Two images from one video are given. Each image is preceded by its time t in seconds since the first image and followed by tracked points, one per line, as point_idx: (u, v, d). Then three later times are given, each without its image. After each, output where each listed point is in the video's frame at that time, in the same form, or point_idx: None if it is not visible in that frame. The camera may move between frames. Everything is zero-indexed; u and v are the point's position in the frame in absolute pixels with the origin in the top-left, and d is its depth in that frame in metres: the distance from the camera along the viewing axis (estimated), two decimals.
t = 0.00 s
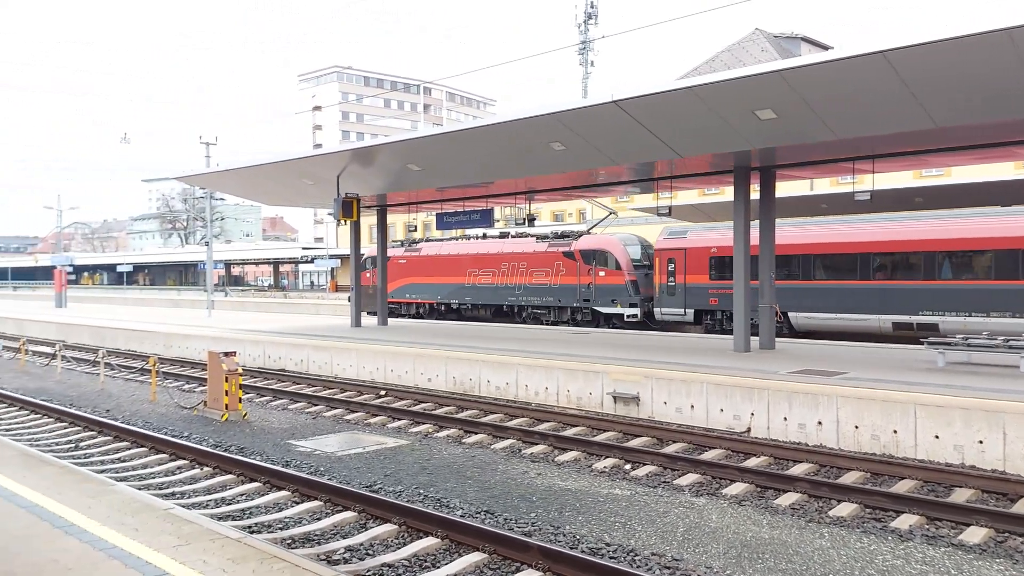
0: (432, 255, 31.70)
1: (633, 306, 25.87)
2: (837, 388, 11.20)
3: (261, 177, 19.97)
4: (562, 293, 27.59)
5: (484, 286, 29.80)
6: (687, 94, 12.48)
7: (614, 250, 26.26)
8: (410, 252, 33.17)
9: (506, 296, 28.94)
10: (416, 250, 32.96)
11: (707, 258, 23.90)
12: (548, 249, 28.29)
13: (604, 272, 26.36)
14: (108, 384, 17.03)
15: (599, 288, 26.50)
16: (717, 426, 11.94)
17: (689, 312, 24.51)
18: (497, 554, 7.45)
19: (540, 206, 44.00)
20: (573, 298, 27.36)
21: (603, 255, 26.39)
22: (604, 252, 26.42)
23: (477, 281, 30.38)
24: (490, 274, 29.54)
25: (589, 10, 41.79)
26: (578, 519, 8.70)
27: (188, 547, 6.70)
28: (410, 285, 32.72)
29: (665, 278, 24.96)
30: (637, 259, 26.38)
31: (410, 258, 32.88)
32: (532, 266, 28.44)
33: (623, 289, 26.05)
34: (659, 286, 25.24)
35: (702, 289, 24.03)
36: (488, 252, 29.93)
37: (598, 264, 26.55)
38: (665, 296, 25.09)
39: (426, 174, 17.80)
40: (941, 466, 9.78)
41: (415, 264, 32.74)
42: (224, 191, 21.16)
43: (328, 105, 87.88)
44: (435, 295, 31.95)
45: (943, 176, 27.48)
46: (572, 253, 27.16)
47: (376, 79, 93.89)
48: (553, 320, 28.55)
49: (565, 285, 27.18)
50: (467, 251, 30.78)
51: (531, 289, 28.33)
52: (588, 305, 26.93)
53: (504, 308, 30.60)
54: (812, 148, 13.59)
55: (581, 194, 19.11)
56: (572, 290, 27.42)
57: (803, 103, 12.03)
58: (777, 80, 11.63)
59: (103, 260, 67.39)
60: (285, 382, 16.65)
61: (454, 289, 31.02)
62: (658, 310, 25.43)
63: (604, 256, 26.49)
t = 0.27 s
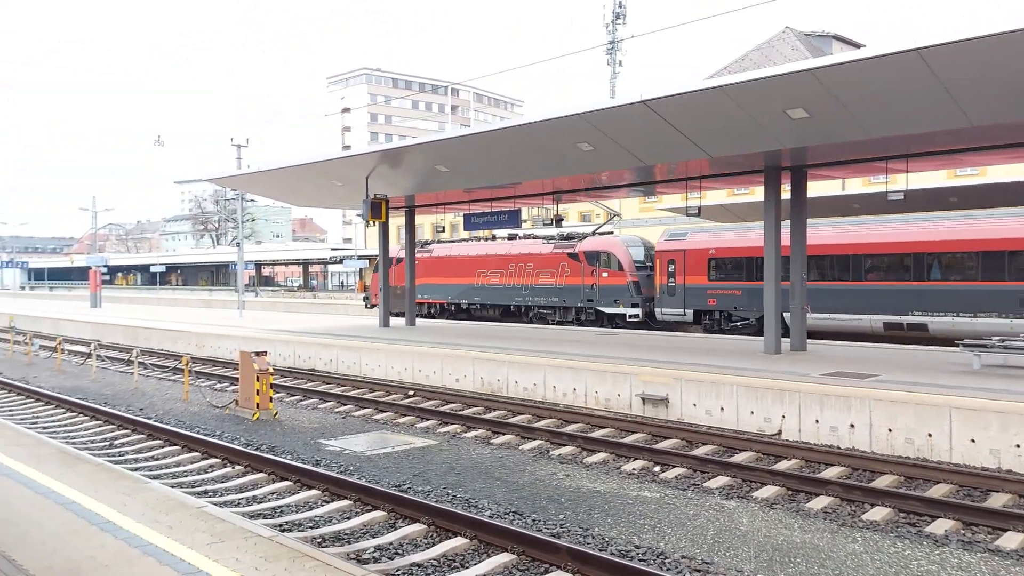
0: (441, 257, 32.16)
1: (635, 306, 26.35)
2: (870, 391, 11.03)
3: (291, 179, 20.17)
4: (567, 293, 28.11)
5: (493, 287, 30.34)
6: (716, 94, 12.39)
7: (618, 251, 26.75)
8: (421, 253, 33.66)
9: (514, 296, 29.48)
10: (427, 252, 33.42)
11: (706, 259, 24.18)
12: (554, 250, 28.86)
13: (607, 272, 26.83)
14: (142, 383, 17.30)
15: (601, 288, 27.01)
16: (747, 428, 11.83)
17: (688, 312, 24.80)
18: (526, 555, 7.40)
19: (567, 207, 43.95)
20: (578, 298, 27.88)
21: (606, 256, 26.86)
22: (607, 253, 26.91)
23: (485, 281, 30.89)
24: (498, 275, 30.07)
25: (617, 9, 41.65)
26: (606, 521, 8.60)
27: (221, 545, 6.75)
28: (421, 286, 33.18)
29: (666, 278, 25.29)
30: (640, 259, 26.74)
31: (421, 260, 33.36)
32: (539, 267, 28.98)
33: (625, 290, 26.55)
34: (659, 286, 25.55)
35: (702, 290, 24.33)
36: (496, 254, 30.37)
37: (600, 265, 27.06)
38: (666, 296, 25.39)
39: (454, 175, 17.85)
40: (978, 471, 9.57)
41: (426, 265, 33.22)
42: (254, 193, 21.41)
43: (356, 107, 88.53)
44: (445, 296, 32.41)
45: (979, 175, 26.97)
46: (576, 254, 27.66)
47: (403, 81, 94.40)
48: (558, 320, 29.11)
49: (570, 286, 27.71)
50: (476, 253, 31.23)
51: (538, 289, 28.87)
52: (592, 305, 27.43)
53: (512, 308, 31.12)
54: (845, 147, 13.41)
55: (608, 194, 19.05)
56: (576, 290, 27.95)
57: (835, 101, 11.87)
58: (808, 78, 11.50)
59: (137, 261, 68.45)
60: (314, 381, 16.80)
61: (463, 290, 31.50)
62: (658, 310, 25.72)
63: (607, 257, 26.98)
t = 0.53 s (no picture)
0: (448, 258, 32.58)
1: (633, 306, 26.70)
2: (898, 393, 10.88)
3: (315, 180, 20.33)
4: (567, 293, 28.48)
5: (495, 287, 30.76)
6: (740, 93, 12.30)
7: (617, 252, 27.10)
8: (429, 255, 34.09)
9: (516, 296, 29.89)
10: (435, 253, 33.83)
11: (700, 260, 24.55)
12: (555, 251, 29.26)
13: (606, 273, 27.21)
14: (170, 382, 17.52)
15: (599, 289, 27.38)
16: (772, 430, 11.72)
17: (683, 312, 25.15)
18: (549, 556, 7.35)
19: (590, 208, 43.90)
20: (578, 298, 28.26)
21: (604, 257, 27.25)
22: (605, 254, 27.32)
23: (489, 282, 31.36)
24: (501, 276, 30.50)
25: (640, 10, 41.54)
26: (630, 522, 8.50)
27: (247, 543, 6.78)
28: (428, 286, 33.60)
29: (661, 279, 25.62)
30: (638, 261, 27.13)
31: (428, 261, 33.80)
32: (541, 268, 29.38)
33: (623, 291, 26.88)
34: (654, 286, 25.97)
35: (696, 290, 24.65)
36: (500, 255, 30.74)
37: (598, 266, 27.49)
38: (662, 296, 25.70)
39: (477, 176, 17.88)
40: (1009, 475, 9.38)
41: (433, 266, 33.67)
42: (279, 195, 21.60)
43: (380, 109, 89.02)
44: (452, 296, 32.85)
45: (1009, 175, 26.54)
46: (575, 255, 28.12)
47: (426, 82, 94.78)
48: (558, 320, 29.51)
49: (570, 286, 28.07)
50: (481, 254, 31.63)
51: (539, 289, 29.27)
52: (592, 305, 27.80)
53: (516, 308, 31.50)
54: (872, 147, 13.24)
55: (631, 194, 18.98)
56: (577, 291, 28.32)
57: (862, 100, 11.72)
58: (835, 77, 11.38)
59: (165, 262, 69.28)
60: (339, 381, 16.91)
61: (468, 290, 31.91)
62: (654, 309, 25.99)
63: (607, 258, 27.37)
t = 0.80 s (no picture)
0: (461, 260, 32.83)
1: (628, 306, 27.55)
2: (922, 395, 10.75)
3: (336, 181, 20.48)
4: (566, 293, 29.30)
5: (497, 287, 31.63)
6: (762, 92, 12.22)
7: (613, 253, 28.02)
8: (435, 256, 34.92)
9: (516, 296, 30.77)
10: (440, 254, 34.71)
11: (692, 261, 25.07)
12: (554, 253, 30.07)
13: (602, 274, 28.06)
14: (193, 382, 17.70)
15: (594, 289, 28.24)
16: (794, 432, 11.63)
17: (675, 312, 25.62)
18: (569, 557, 7.32)
19: (609, 208, 43.82)
20: (576, 299, 29.08)
21: (600, 258, 28.13)
22: (603, 255, 28.21)
23: (491, 283, 32.22)
24: (502, 276, 31.35)
25: (661, 9, 41.40)
26: (650, 524, 8.45)
27: (270, 543, 6.83)
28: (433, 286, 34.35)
29: (655, 280, 26.12)
30: (633, 263, 28.06)
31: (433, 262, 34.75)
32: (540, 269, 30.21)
33: (619, 291, 27.74)
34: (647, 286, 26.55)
35: (688, 290, 25.14)
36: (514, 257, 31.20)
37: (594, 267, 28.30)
38: (656, 296, 26.20)
39: (497, 177, 17.90)
40: None
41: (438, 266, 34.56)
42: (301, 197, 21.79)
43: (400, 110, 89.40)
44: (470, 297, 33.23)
45: None
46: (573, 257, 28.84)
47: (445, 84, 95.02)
48: (558, 319, 30.36)
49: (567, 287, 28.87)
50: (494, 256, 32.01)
51: (539, 290, 30.10)
52: (588, 305, 28.64)
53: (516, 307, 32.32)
54: (896, 147, 13.10)
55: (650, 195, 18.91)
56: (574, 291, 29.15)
57: (886, 98, 11.59)
58: (858, 76, 11.28)
59: (188, 263, 69.95)
60: (359, 381, 17.01)
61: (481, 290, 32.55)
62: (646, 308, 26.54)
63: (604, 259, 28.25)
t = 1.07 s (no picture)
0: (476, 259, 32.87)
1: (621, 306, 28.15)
2: (944, 396, 10.62)
3: (354, 181, 20.58)
4: (562, 293, 29.95)
5: (496, 287, 32.37)
6: (781, 91, 12.14)
7: (606, 254, 28.61)
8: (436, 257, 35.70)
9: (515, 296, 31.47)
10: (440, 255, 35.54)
11: (681, 262, 25.67)
12: (551, 253, 30.75)
13: (596, 274, 28.64)
14: (213, 381, 17.83)
15: (588, 289, 28.92)
16: (813, 433, 11.54)
17: (666, 312, 26.18)
18: (587, 558, 7.31)
19: (626, 208, 43.70)
20: (571, 298, 29.73)
21: (594, 260, 28.75)
22: (597, 256, 28.86)
23: (490, 283, 32.95)
24: (501, 277, 32.11)
25: (678, 9, 41.25)
26: (668, 525, 8.40)
27: (288, 541, 6.87)
28: (435, 286, 34.94)
29: (646, 280, 26.73)
30: (626, 263, 28.63)
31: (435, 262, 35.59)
32: (537, 270, 30.93)
33: (612, 290, 28.35)
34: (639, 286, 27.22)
35: (677, 290, 25.76)
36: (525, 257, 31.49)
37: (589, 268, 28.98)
38: (647, 296, 26.78)
39: (514, 177, 17.91)
40: None
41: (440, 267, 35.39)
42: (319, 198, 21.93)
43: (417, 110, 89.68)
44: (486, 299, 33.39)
45: None
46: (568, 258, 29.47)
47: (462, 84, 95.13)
48: (554, 319, 31.03)
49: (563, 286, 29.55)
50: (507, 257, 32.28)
51: (536, 290, 30.77)
52: (583, 305, 29.29)
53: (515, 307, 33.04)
54: (917, 145, 12.96)
55: (667, 194, 18.84)
56: (570, 291, 29.81)
57: (907, 97, 11.47)
58: (879, 74, 11.18)
59: (208, 263, 70.54)
60: (377, 381, 17.07)
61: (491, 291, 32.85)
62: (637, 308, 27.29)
63: (598, 260, 28.88)
